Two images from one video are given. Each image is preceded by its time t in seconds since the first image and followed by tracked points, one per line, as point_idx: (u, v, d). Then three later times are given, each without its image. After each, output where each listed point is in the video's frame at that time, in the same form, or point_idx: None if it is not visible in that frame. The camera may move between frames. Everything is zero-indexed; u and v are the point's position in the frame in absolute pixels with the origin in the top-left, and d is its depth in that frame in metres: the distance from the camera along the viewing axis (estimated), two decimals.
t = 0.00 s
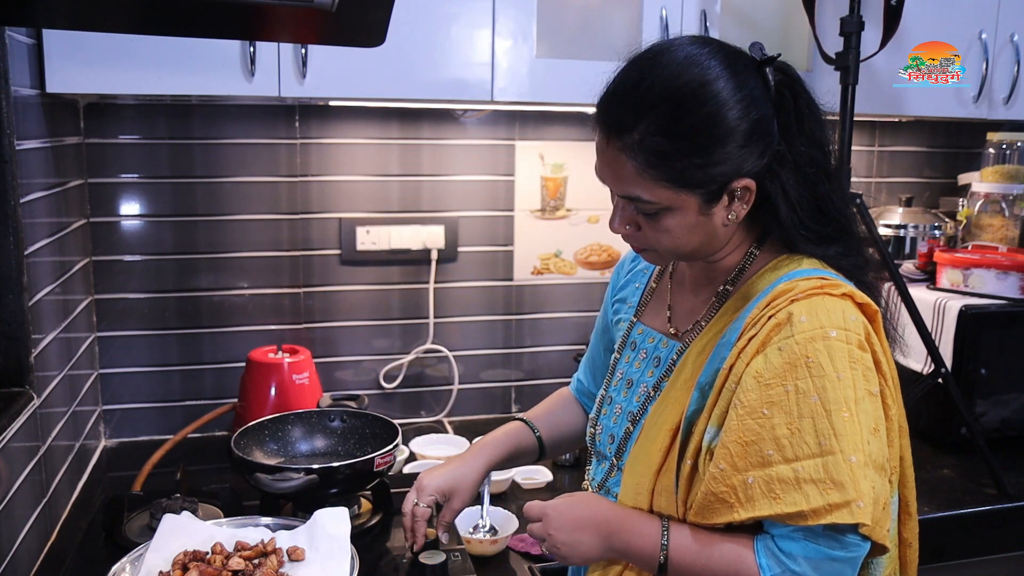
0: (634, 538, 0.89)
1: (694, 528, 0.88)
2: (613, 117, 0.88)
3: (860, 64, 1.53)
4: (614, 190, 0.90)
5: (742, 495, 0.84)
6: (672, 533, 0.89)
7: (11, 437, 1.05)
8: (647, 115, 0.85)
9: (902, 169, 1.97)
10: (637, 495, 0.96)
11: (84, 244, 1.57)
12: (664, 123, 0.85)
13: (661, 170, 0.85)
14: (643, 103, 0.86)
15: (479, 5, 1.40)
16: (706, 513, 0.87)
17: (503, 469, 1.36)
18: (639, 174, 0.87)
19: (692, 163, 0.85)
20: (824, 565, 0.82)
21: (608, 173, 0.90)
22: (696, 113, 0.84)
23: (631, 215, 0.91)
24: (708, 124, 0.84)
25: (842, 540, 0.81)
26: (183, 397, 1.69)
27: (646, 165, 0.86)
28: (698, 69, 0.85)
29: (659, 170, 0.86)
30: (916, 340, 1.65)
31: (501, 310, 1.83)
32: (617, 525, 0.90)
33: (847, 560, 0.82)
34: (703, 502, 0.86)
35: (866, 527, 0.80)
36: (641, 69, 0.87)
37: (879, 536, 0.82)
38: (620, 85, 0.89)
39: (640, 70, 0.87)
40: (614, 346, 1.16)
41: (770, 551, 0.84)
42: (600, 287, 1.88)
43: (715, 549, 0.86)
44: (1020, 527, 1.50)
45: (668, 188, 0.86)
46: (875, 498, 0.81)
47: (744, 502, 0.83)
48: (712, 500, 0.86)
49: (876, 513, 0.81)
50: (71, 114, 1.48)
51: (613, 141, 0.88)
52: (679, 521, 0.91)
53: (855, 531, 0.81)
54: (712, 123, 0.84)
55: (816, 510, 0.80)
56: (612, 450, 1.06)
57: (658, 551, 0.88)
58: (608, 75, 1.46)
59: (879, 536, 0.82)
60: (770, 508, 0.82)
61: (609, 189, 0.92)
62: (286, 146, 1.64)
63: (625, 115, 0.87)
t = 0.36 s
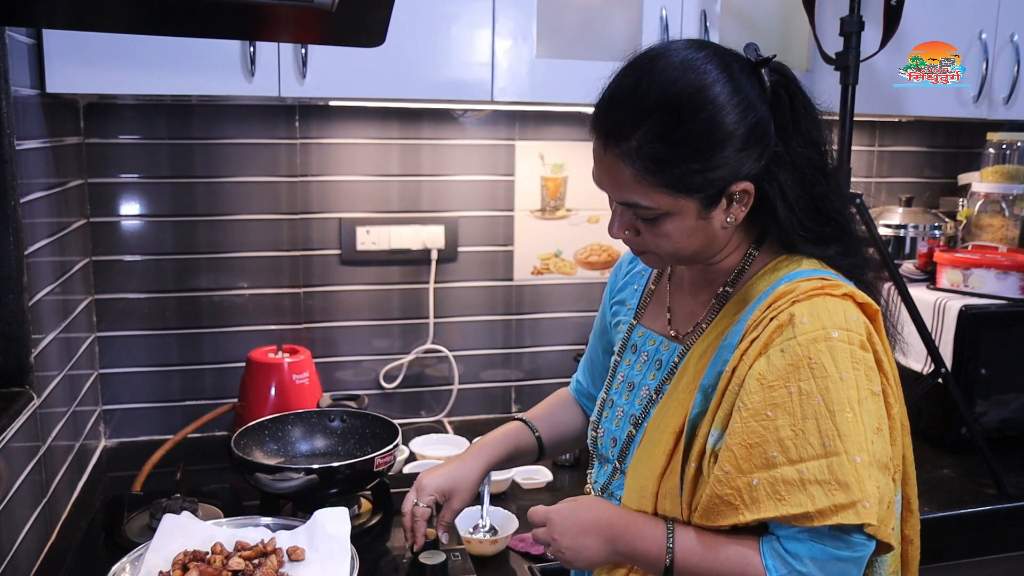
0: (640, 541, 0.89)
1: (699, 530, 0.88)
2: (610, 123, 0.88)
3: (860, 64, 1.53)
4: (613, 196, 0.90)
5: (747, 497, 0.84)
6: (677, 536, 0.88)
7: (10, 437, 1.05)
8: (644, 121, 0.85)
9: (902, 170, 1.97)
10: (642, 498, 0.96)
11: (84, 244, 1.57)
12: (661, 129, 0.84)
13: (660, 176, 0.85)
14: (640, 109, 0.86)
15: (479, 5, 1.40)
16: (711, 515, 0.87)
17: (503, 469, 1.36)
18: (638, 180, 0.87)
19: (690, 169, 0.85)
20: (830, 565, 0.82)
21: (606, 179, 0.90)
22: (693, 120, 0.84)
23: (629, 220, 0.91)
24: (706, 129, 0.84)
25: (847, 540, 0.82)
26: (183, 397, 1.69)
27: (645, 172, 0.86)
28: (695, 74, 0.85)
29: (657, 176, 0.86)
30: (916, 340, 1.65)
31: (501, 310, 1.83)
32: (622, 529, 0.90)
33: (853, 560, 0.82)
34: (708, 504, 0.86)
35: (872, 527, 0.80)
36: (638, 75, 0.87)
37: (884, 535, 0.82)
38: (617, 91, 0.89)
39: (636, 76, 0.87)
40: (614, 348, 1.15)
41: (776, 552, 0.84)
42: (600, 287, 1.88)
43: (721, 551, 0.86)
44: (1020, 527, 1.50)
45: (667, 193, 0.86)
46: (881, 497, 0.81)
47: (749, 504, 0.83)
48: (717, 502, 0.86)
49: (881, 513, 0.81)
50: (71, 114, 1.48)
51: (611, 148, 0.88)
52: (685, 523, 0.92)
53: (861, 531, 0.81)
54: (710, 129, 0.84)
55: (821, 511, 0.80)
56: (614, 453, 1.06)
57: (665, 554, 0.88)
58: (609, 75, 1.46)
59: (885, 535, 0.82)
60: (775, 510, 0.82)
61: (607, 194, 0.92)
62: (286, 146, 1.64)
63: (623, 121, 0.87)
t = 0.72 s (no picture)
0: (640, 540, 0.89)
1: (700, 529, 0.88)
2: (614, 124, 0.88)
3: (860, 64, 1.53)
4: (616, 197, 0.90)
5: (748, 496, 0.84)
6: (678, 534, 0.88)
7: (11, 437, 1.05)
8: (648, 122, 0.85)
9: (902, 169, 1.97)
10: (642, 497, 0.96)
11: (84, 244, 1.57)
12: (665, 130, 0.84)
13: (663, 177, 0.85)
14: (644, 111, 0.85)
15: (479, 5, 1.40)
16: (712, 514, 0.87)
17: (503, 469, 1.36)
18: (642, 181, 0.87)
19: (694, 170, 0.85)
20: (830, 565, 0.82)
21: (610, 180, 0.90)
22: (698, 121, 0.84)
23: (633, 221, 0.91)
24: (710, 130, 0.84)
25: (848, 540, 0.82)
26: (183, 397, 1.69)
27: (648, 173, 0.86)
28: (697, 75, 0.85)
29: (661, 177, 0.86)
30: (915, 340, 1.65)
31: (501, 310, 1.83)
32: (622, 528, 0.90)
33: (854, 560, 0.82)
34: (709, 503, 0.86)
35: (873, 527, 0.80)
36: (641, 76, 0.87)
37: (885, 535, 0.82)
38: (620, 93, 0.88)
39: (639, 77, 0.87)
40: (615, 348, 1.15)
41: (777, 552, 0.84)
42: (600, 287, 1.88)
43: (722, 550, 0.86)
44: (1020, 527, 1.50)
45: (671, 194, 0.86)
46: (881, 497, 0.81)
47: (751, 503, 0.83)
48: (718, 501, 0.86)
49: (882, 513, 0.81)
50: (71, 114, 1.48)
51: (615, 149, 0.88)
52: (686, 522, 0.92)
53: (862, 531, 0.81)
54: (713, 130, 0.84)
55: (822, 510, 0.80)
56: (615, 452, 1.06)
57: (665, 553, 0.88)
58: (608, 75, 1.46)
59: (885, 535, 0.82)
60: (776, 509, 0.82)
61: (611, 195, 0.92)
62: (286, 146, 1.64)
63: (626, 123, 0.87)
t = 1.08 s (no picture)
0: (640, 539, 0.89)
1: (701, 529, 0.88)
2: (618, 124, 0.88)
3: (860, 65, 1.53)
4: (620, 197, 0.90)
5: (749, 495, 0.84)
6: (678, 534, 0.88)
7: (11, 437, 1.05)
8: (653, 122, 0.85)
9: (902, 170, 1.97)
10: (643, 496, 0.96)
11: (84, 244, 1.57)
12: (670, 130, 0.84)
13: (668, 177, 0.85)
14: (649, 111, 0.85)
15: (479, 5, 1.40)
16: (713, 513, 0.87)
17: (504, 469, 1.36)
18: (646, 181, 0.87)
19: (699, 170, 0.85)
20: (831, 565, 0.82)
21: (614, 180, 0.90)
22: (703, 121, 0.84)
23: (637, 221, 0.91)
24: (714, 131, 0.84)
25: (849, 540, 0.81)
26: (183, 397, 1.69)
27: (653, 173, 0.86)
28: (702, 75, 0.85)
29: (666, 177, 0.85)
30: (915, 340, 1.65)
31: (501, 310, 1.83)
32: (622, 527, 0.90)
33: (855, 560, 0.82)
34: (710, 503, 0.86)
35: (874, 527, 0.80)
36: (645, 76, 0.87)
37: (886, 536, 0.82)
38: (624, 93, 0.88)
39: (643, 78, 0.87)
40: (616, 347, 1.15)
41: (777, 552, 0.84)
42: (600, 287, 1.88)
43: (723, 548, 0.86)
44: (1020, 527, 1.50)
45: (676, 194, 0.86)
46: (883, 497, 0.81)
47: (751, 503, 0.83)
48: (719, 500, 0.86)
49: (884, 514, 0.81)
50: (71, 114, 1.48)
51: (619, 149, 0.88)
52: (686, 521, 0.92)
53: (863, 531, 0.81)
54: (718, 129, 0.84)
55: (823, 510, 0.80)
56: (615, 451, 1.06)
57: (665, 553, 0.88)
58: (608, 75, 1.46)
59: (886, 535, 0.82)
60: (777, 508, 0.82)
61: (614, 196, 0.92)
62: (286, 146, 1.64)
63: (630, 123, 0.87)
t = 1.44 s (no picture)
0: (645, 538, 0.89)
1: (705, 528, 0.88)
2: (626, 122, 0.87)
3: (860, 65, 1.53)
4: (627, 194, 0.90)
5: (754, 494, 0.83)
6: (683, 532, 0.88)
7: (10, 437, 1.05)
8: (660, 120, 0.85)
9: (902, 169, 1.97)
10: (647, 495, 0.95)
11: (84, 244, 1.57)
12: (678, 128, 0.84)
13: (675, 174, 0.85)
14: (657, 108, 0.85)
15: (479, 5, 1.40)
16: (717, 512, 0.87)
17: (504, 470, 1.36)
18: (653, 179, 0.86)
19: (706, 168, 0.85)
20: (836, 563, 0.82)
21: (621, 178, 0.90)
22: (711, 120, 0.84)
23: (643, 219, 0.91)
24: (722, 129, 0.84)
25: (854, 539, 0.82)
26: (183, 397, 1.69)
27: (660, 170, 0.86)
28: (710, 72, 0.84)
29: (673, 175, 0.85)
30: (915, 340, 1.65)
31: (501, 310, 1.83)
32: (626, 526, 0.90)
33: (860, 558, 0.82)
34: (715, 502, 0.86)
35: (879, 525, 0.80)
36: (653, 74, 0.87)
37: (889, 534, 0.82)
38: (631, 90, 0.88)
39: (651, 75, 0.87)
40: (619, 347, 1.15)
41: (782, 550, 0.84)
42: (600, 287, 1.88)
43: (726, 546, 0.86)
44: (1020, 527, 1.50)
45: (683, 192, 0.86)
46: (887, 495, 0.81)
47: (756, 501, 0.83)
48: (723, 499, 0.85)
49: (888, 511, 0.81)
50: (71, 114, 1.48)
51: (627, 147, 0.87)
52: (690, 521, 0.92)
53: (867, 529, 0.82)
54: (725, 128, 0.84)
55: (829, 508, 0.80)
56: (619, 451, 1.06)
57: (670, 552, 0.88)
58: (609, 75, 1.46)
59: (890, 534, 0.82)
60: (781, 507, 0.82)
61: (621, 193, 0.91)
62: (286, 146, 1.64)
63: (638, 120, 0.86)
